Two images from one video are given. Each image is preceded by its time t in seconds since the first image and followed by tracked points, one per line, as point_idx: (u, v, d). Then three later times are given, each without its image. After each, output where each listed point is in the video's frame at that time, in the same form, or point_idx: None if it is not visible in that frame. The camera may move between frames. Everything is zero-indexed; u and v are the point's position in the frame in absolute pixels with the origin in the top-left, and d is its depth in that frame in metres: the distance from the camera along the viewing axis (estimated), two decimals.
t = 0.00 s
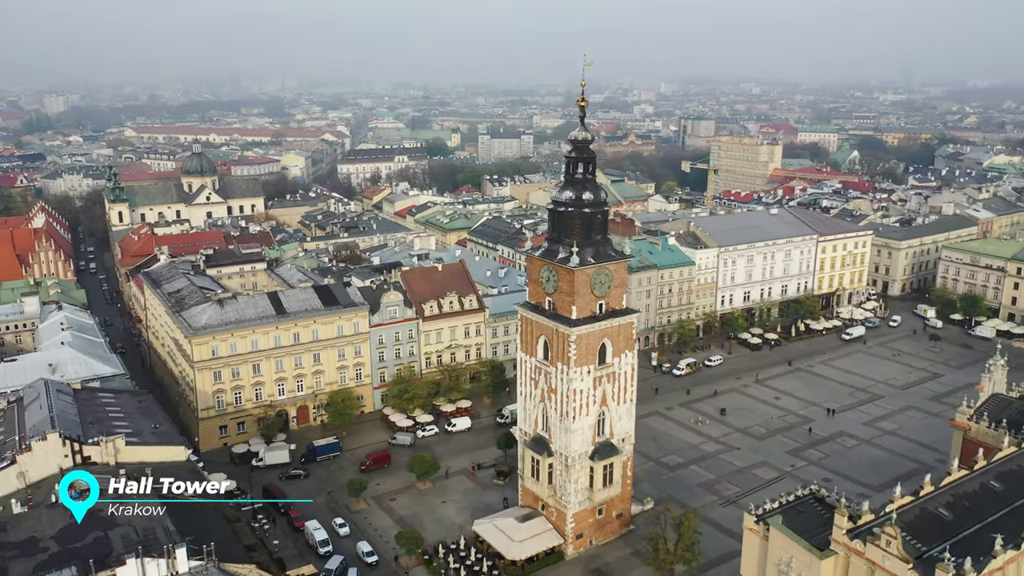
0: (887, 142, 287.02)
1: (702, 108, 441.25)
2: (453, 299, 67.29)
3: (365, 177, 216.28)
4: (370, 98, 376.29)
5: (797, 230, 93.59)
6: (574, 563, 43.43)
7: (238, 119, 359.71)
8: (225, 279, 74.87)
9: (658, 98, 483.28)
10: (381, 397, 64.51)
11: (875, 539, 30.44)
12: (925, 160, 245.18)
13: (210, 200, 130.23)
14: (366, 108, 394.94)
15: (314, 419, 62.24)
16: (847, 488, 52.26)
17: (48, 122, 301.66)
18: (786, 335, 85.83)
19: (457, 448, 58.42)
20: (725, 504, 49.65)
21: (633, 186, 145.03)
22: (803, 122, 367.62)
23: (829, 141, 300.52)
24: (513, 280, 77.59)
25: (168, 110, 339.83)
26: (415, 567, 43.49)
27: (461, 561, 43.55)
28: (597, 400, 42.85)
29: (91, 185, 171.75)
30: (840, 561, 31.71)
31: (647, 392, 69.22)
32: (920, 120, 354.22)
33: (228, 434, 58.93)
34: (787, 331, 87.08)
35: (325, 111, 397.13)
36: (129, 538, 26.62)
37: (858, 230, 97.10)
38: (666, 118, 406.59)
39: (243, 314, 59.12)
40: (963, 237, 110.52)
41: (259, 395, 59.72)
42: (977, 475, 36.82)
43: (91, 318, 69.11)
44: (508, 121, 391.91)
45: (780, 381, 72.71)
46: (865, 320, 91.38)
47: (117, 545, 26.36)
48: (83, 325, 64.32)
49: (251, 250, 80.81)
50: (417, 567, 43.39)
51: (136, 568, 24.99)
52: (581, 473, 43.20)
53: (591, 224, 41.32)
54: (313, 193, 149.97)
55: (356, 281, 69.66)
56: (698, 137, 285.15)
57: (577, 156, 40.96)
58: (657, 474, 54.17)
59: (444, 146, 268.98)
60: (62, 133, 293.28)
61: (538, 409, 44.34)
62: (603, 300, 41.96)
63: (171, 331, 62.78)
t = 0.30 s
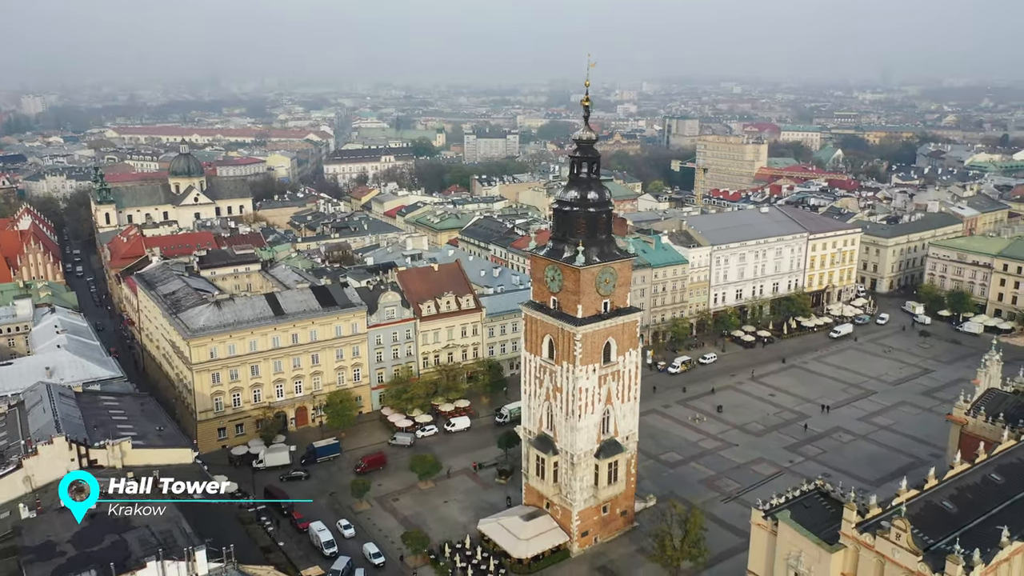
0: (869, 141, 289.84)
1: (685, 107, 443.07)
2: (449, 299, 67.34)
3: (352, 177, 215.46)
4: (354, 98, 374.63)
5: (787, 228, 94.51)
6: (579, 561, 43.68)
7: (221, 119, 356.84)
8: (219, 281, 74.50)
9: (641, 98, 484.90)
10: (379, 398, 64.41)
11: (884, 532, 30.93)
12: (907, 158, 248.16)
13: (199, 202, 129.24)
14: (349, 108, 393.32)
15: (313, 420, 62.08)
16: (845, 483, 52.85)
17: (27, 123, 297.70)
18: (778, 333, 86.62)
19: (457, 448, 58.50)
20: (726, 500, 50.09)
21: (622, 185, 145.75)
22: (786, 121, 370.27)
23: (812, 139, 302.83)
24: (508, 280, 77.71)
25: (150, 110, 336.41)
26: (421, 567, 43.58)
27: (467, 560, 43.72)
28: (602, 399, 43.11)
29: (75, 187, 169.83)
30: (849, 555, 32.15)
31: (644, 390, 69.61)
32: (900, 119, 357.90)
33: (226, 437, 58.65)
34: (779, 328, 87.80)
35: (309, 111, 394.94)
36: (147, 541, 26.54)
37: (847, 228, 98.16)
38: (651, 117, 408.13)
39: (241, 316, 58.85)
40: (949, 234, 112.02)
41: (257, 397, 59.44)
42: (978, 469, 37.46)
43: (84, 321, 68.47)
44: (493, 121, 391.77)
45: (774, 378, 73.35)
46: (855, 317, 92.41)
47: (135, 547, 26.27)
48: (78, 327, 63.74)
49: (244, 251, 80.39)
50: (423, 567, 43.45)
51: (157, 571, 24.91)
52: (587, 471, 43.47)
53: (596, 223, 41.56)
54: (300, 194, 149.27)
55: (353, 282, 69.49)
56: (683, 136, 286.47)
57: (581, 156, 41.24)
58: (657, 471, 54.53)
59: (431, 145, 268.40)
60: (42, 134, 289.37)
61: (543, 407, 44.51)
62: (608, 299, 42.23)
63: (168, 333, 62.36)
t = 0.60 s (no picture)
0: (847, 140, 293.18)
1: (665, 107, 445.18)
2: (443, 299, 67.40)
3: (335, 178, 214.37)
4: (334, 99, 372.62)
5: (774, 226, 95.51)
6: (581, 559, 43.91)
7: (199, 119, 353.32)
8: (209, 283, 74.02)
9: (620, 98, 486.63)
10: (374, 399, 64.28)
11: (889, 524, 31.42)
12: (885, 157, 251.37)
13: (182, 203, 127.98)
14: (329, 109, 391.18)
15: (307, 423, 61.83)
16: (839, 477, 53.54)
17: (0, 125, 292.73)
18: (766, 330, 87.50)
19: (453, 448, 58.54)
20: (724, 496, 50.58)
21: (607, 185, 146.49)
22: (765, 121, 373.49)
23: (791, 139, 305.57)
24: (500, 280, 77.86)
25: (126, 112, 332.30)
26: (424, 567, 43.62)
27: (470, 559, 43.81)
28: (603, 397, 43.40)
29: (53, 189, 167.43)
30: (853, 547, 32.68)
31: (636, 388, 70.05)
32: (877, 118, 362.25)
33: (221, 440, 58.29)
34: (767, 325, 88.66)
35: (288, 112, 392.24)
36: (161, 545, 26.37)
37: (832, 226, 99.37)
38: (631, 117, 409.83)
39: (235, 318, 58.49)
40: (930, 231, 113.73)
41: (251, 399, 59.10)
42: (975, 461, 38.18)
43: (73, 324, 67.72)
44: (474, 121, 391.48)
45: (764, 375, 74.10)
46: (841, 314, 93.55)
47: (150, 552, 26.11)
48: (68, 331, 63.04)
49: (234, 254, 79.88)
50: (426, 567, 43.49)
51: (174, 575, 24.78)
52: (588, 469, 43.75)
53: (597, 223, 41.88)
54: (284, 195, 148.36)
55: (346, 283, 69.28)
56: (664, 135, 287.89)
57: (582, 156, 41.56)
58: (654, 469, 54.93)
59: (413, 146, 267.67)
60: (17, 135, 284.67)
61: (544, 406, 44.73)
62: (609, 298, 42.53)
63: (160, 337, 61.84)
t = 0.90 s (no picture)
0: (821, 139, 297.29)
1: (641, 107, 447.88)
2: (433, 300, 67.43)
3: (313, 180, 213.10)
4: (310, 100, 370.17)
5: (756, 225, 96.67)
6: (580, 556, 44.16)
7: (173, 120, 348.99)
8: (195, 286, 73.49)
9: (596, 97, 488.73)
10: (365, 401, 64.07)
11: (889, 516, 32.04)
12: (858, 156, 255.14)
13: (161, 205, 126.46)
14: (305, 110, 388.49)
15: (299, 425, 61.51)
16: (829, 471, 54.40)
17: None
18: (751, 327, 88.49)
19: (447, 448, 58.56)
20: (717, 491, 51.17)
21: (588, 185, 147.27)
22: (739, 120, 377.45)
23: (766, 138, 309.01)
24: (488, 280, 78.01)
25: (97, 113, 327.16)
26: (424, 567, 43.64)
27: (470, 559, 43.90)
28: (601, 395, 43.73)
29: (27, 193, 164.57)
30: (853, 539, 33.28)
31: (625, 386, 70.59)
32: (849, 117, 367.71)
33: (212, 443, 57.86)
34: (751, 322, 89.71)
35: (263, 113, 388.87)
36: (174, 551, 26.14)
37: (813, 224, 100.82)
38: (607, 117, 411.80)
39: (225, 321, 58.07)
40: (907, 229, 115.74)
41: (242, 402, 58.69)
42: (966, 453, 39.03)
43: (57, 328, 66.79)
44: (450, 122, 390.96)
45: (751, 371, 74.98)
46: (823, 310, 94.84)
47: (162, 558, 25.90)
48: (53, 336, 62.15)
49: (219, 256, 79.21)
50: (426, 567, 43.52)
51: None
52: (586, 467, 44.04)
53: (594, 223, 42.18)
54: (264, 196, 147.20)
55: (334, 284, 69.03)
56: (640, 135, 289.79)
57: (579, 157, 41.90)
58: (648, 466, 55.39)
59: (391, 146, 266.84)
60: None
61: (541, 405, 44.96)
62: (605, 297, 42.86)
63: (148, 340, 61.22)
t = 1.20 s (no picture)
0: (797, 138, 300.45)
1: (618, 106, 449.67)
2: (424, 300, 67.42)
3: (293, 181, 211.53)
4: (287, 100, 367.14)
5: (740, 223, 97.64)
6: (579, 553, 44.44)
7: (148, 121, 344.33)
8: (181, 288, 72.88)
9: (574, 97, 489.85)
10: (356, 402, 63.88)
11: (887, 509, 32.64)
12: (835, 154, 258.24)
13: (142, 207, 124.96)
14: (282, 110, 385.46)
15: (290, 427, 61.18)
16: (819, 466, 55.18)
17: None
18: (736, 325, 89.36)
19: (440, 448, 58.62)
20: (710, 487, 51.72)
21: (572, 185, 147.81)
22: (716, 120, 380.19)
23: (744, 138, 311.65)
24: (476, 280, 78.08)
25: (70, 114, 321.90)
26: (423, 567, 43.68)
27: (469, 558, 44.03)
28: (598, 393, 44.03)
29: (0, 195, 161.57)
30: (852, 532, 33.86)
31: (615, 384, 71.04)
32: (824, 117, 372.03)
33: (204, 447, 57.41)
34: (736, 319, 90.55)
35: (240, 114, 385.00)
36: (184, 555, 26.03)
37: (795, 222, 102.00)
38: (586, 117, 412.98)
39: (216, 323, 57.63)
40: (886, 226, 117.49)
41: (233, 405, 58.27)
42: (957, 446, 39.82)
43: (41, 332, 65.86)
44: (429, 122, 389.73)
45: (738, 368, 75.75)
46: (806, 308, 95.98)
47: (172, 561, 25.78)
48: (38, 340, 61.26)
49: (205, 258, 78.54)
50: (425, 567, 43.56)
51: None
52: (584, 465, 44.31)
53: (590, 222, 42.50)
54: (245, 197, 145.97)
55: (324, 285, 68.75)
56: (620, 135, 290.90)
57: (575, 157, 42.15)
58: (641, 463, 55.84)
59: (371, 147, 265.58)
60: None
61: (538, 404, 45.16)
62: (602, 295, 43.16)
63: (136, 343, 60.58)
